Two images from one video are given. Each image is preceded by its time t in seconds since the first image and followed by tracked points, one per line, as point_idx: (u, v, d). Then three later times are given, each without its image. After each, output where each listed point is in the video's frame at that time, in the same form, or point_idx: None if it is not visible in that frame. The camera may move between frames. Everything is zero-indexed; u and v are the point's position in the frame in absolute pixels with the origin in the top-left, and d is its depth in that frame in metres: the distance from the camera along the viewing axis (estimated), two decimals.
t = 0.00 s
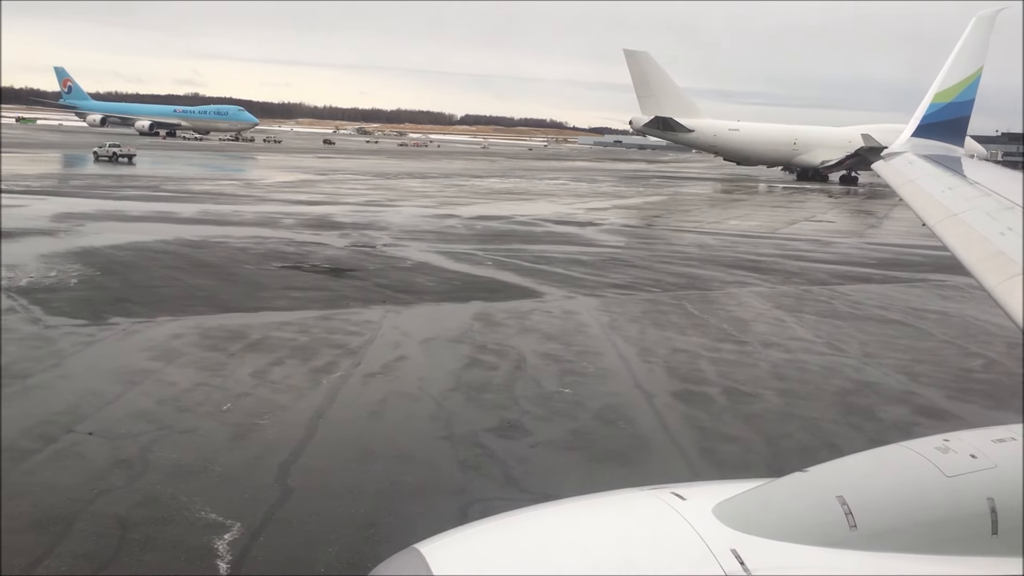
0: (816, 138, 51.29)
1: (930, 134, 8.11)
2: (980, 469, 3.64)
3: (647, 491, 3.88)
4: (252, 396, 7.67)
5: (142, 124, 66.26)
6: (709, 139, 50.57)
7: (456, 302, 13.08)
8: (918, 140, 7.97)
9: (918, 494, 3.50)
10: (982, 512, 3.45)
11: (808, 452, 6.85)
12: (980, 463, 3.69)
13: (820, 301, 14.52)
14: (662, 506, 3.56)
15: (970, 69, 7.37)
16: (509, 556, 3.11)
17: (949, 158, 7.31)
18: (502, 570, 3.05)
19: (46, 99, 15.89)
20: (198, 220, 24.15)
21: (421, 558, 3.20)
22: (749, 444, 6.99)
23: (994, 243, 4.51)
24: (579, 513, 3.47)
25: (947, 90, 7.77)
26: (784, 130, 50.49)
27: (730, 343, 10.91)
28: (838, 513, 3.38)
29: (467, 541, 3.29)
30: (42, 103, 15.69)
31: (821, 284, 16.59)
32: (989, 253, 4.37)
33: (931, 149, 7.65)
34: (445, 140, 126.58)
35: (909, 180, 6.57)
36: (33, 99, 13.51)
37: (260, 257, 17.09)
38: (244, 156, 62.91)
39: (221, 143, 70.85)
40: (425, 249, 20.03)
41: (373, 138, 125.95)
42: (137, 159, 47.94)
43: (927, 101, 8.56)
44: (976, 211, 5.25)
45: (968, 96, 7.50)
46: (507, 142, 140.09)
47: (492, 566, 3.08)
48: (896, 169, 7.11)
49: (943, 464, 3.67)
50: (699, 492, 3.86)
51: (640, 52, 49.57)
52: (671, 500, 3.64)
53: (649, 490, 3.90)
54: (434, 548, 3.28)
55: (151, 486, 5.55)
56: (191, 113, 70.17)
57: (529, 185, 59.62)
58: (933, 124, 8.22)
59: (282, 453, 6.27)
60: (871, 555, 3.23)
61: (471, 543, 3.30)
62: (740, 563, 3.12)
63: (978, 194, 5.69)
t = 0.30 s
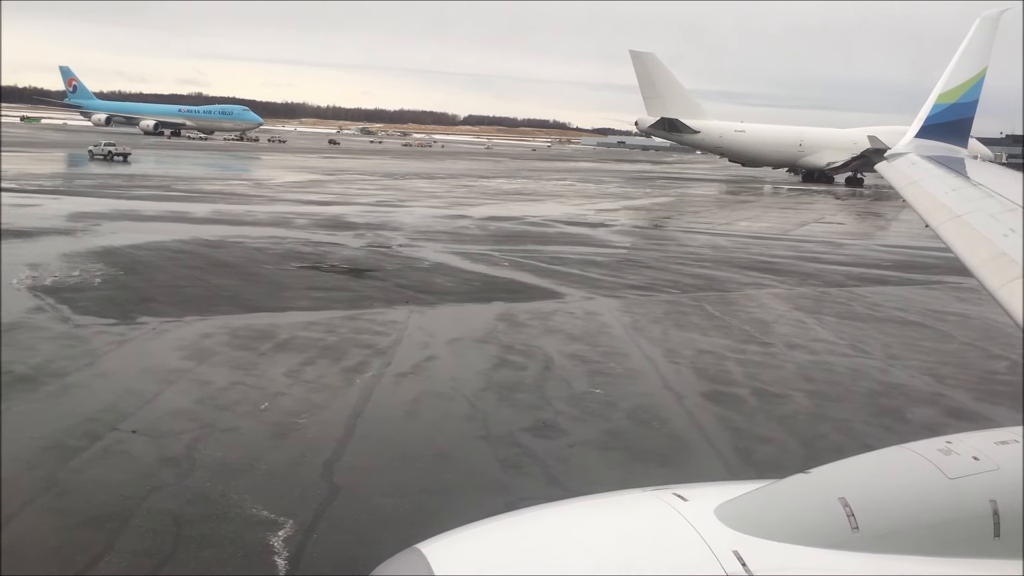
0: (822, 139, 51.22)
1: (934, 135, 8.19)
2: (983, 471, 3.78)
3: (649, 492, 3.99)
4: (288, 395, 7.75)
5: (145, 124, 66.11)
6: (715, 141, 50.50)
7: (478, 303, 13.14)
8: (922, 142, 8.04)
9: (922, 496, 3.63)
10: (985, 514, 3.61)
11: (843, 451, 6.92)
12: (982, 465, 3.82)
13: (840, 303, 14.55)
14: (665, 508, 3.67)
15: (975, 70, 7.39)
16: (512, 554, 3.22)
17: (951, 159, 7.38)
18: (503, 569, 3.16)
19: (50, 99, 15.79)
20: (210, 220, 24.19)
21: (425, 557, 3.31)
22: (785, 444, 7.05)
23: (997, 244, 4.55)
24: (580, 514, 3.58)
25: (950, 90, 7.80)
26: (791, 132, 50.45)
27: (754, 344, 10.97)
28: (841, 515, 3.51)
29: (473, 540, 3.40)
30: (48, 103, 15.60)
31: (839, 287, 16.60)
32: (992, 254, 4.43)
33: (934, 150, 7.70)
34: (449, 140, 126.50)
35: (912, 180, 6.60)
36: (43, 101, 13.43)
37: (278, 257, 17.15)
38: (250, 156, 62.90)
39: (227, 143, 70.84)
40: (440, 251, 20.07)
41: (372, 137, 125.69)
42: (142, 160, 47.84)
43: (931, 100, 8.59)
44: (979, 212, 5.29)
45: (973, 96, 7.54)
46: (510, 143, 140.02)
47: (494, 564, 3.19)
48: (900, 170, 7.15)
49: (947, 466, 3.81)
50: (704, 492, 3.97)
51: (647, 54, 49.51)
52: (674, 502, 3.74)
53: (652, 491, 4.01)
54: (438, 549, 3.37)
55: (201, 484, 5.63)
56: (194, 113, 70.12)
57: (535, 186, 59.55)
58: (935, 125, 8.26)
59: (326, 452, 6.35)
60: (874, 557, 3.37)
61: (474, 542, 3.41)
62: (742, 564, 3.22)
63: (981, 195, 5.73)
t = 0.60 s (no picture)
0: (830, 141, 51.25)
1: (936, 141, 8.19)
2: (985, 475, 3.74)
3: (651, 495, 3.94)
4: (325, 393, 7.82)
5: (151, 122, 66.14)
6: (722, 142, 50.54)
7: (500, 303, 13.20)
8: (925, 146, 8.05)
9: (925, 501, 3.59)
10: (988, 518, 3.56)
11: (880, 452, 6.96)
12: (986, 470, 3.79)
13: (859, 305, 14.59)
14: (667, 510, 3.62)
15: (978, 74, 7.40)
16: (512, 554, 3.18)
17: (956, 163, 7.39)
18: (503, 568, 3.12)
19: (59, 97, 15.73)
20: (225, 219, 24.27)
21: (425, 559, 3.27)
22: (821, 445, 7.10)
23: (1002, 248, 4.50)
24: (581, 515, 3.54)
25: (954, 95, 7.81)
26: (798, 133, 50.48)
27: (779, 345, 11.02)
28: (844, 518, 3.46)
29: (473, 541, 3.36)
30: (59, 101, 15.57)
31: (856, 288, 16.65)
32: (997, 258, 4.38)
33: (939, 154, 7.72)
34: (453, 140, 126.54)
35: (916, 185, 6.61)
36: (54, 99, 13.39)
37: (297, 257, 17.22)
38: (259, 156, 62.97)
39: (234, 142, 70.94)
40: (456, 251, 20.14)
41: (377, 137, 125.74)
42: (151, 158, 47.90)
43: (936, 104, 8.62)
44: (983, 217, 5.25)
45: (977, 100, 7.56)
46: (514, 143, 140.02)
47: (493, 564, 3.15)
48: (905, 174, 7.16)
49: (951, 470, 3.76)
50: (707, 496, 3.93)
51: (653, 54, 49.58)
52: (676, 504, 3.70)
53: (655, 494, 3.97)
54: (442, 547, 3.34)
55: (251, 481, 5.69)
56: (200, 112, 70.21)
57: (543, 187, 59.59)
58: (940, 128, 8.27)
59: (369, 449, 6.41)
60: (876, 561, 3.31)
61: (474, 544, 3.36)
62: (743, 564, 3.18)
63: (987, 199, 5.72)
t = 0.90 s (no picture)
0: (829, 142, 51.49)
1: (931, 144, 8.26)
2: (980, 476, 3.53)
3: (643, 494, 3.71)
4: (354, 393, 7.87)
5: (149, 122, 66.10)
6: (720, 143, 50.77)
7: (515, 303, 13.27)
8: (921, 150, 8.13)
9: (918, 505, 3.36)
10: (983, 521, 3.36)
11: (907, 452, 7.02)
12: (982, 471, 3.57)
13: (870, 306, 14.69)
14: (658, 508, 3.39)
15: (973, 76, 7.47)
16: (497, 556, 2.96)
17: (951, 167, 7.45)
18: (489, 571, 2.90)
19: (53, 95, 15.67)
20: (233, 219, 24.34)
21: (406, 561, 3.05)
22: (849, 445, 7.16)
23: (997, 251, 4.32)
24: (572, 514, 3.31)
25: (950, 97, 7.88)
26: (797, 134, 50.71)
27: (797, 346, 11.10)
28: (839, 519, 3.24)
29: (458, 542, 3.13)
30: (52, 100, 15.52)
31: (865, 289, 16.78)
32: (992, 261, 4.19)
33: (934, 157, 7.80)
34: (451, 140, 126.70)
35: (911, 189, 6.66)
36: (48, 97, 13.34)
37: (309, 256, 17.29)
38: (260, 156, 63.05)
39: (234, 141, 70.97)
40: (464, 251, 20.23)
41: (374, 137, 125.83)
42: (153, 157, 47.96)
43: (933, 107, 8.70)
44: (977, 220, 5.16)
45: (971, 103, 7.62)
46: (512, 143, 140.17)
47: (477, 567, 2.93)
48: (900, 179, 7.21)
49: (944, 470, 3.55)
50: (699, 496, 3.70)
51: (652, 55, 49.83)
52: (669, 504, 3.47)
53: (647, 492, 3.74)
54: (432, 549, 3.12)
55: (292, 479, 5.75)
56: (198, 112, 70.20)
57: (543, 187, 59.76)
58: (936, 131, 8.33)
59: (405, 448, 6.47)
60: (874, 565, 3.09)
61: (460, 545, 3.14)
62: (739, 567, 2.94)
63: (981, 201, 5.73)
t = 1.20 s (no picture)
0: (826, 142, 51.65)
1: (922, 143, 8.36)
2: (973, 475, 3.51)
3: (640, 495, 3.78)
4: (382, 392, 7.93)
5: (141, 121, 65.60)
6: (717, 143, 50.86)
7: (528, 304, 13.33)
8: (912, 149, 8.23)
9: (911, 504, 3.35)
10: (974, 519, 3.33)
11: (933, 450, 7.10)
12: (973, 470, 3.54)
13: (879, 306, 14.79)
14: (652, 508, 3.47)
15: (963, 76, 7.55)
16: (499, 556, 3.03)
17: (943, 166, 7.52)
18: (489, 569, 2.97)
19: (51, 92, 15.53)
20: (237, 219, 24.30)
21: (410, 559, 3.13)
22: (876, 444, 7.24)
23: (986, 250, 4.36)
24: (571, 513, 3.39)
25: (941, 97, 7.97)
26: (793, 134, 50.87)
27: (812, 346, 11.19)
28: (830, 518, 3.26)
29: (461, 542, 3.21)
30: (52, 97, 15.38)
31: (872, 289, 16.89)
32: (982, 261, 4.23)
33: (926, 157, 7.89)
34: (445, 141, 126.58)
35: (904, 188, 6.72)
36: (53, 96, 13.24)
37: (319, 256, 17.32)
38: (256, 155, 62.89)
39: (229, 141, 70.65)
40: (471, 251, 20.28)
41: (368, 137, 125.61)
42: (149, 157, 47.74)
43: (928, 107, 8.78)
44: (967, 220, 5.20)
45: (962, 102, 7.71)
46: (506, 143, 140.14)
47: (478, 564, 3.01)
48: (893, 179, 7.26)
49: (938, 469, 3.53)
50: (696, 497, 3.76)
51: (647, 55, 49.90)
52: (665, 504, 3.54)
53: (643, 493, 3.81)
54: (429, 549, 3.20)
55: (334, 477, 5.81)
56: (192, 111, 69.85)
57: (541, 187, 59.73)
58: (928, 131, 8.43)
59: (439, 447, 6.52)
60: (865, 564, 3.11)
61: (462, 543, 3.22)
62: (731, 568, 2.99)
63: (973, 201, 5.77)
